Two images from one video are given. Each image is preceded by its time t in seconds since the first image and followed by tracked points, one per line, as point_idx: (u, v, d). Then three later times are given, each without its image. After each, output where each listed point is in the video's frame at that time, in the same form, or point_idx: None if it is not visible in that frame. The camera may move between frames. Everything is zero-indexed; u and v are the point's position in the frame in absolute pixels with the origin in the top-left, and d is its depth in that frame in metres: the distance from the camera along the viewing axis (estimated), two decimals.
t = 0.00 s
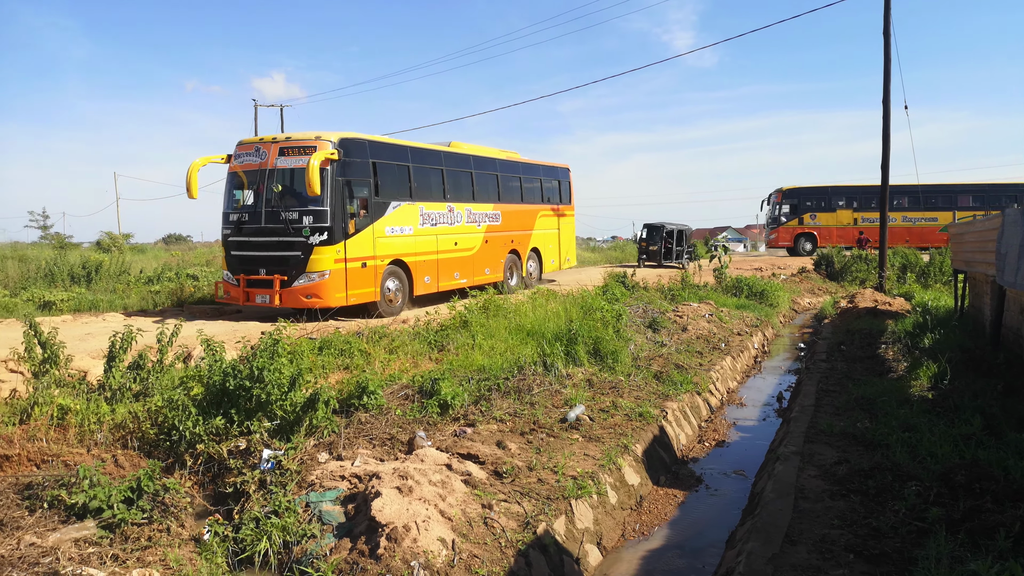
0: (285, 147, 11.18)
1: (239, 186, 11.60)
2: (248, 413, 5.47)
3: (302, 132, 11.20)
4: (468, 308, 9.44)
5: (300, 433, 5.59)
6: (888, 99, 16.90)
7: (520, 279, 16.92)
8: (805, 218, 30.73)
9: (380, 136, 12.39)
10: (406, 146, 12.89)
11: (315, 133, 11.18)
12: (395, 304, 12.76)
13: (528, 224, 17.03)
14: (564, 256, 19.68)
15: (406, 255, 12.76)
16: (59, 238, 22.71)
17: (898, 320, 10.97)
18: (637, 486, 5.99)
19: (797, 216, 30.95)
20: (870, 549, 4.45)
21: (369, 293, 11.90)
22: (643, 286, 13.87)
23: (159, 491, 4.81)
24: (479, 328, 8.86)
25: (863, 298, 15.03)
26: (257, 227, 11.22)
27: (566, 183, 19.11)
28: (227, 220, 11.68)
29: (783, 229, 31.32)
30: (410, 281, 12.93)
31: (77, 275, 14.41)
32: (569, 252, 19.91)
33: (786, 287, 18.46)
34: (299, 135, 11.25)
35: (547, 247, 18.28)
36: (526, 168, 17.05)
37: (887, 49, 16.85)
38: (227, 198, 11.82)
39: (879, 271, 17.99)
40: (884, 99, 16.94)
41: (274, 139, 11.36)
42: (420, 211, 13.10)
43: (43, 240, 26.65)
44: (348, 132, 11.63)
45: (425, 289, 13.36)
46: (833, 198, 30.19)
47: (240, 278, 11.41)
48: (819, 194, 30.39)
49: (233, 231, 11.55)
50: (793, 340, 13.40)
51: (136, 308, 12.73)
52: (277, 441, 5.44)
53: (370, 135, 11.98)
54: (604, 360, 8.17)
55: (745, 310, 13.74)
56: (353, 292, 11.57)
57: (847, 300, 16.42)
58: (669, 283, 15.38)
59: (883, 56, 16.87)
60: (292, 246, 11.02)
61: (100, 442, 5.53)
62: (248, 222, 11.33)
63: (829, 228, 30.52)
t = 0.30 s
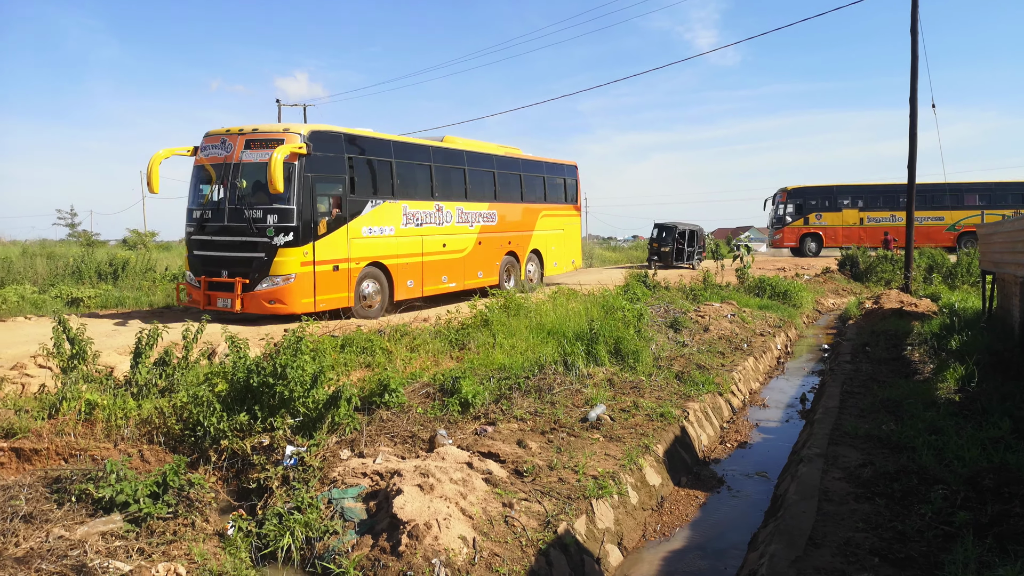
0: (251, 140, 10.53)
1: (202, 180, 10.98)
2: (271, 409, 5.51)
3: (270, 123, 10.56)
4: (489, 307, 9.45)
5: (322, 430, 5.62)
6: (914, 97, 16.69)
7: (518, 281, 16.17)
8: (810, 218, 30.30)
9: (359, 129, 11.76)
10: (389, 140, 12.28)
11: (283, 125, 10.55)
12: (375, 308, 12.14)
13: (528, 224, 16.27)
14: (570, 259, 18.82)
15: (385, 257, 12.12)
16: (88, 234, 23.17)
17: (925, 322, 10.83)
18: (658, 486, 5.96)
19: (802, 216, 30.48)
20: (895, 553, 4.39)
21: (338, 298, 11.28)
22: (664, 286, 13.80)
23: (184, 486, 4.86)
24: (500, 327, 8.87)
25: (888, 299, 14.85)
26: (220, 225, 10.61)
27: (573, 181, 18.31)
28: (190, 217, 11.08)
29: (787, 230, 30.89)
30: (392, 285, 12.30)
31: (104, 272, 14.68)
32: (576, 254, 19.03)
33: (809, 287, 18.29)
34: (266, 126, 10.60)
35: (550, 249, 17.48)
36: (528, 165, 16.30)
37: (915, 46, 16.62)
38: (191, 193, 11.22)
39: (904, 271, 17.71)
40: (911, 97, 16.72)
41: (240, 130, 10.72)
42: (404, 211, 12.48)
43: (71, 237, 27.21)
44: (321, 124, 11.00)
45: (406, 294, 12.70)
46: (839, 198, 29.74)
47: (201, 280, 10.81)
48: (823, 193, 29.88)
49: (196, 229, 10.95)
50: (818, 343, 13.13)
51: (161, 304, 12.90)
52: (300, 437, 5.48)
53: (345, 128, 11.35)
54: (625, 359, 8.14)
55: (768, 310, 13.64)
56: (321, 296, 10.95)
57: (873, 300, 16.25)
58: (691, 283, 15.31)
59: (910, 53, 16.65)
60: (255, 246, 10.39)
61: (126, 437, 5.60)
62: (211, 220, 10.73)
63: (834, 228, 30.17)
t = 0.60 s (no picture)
0: (201, 128, 9.81)
1: (150, 171, 10.27)
2: (285, 410, 5.54)
3: (220, 111, 9.81)
4: (501, 308, 9.46)
5: (335, 431, 5.63)
6: (928, 97, 16.57)
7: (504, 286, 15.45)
8: (807, 218, 30.10)
9: (324, 121, 11.04)
10: (357, 132, 11.53)
11: (234, 112, 9.80)
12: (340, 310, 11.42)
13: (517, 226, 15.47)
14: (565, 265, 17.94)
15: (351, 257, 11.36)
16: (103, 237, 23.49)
17: (940, 322, 10.74)
18: (671, 488, 5.94)
19: (799, 216, 30.25)
20: (911, 556, 4.36)
21: (295, 299, 10.53)
22: (676, 287, 13.76)
23: (199, 487, 4.88)
24: (511, 328, 8.88)
25: (903, 299, 14.75)
26: (166, 220, 9.90)
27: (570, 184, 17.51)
28: (137, 211, 10.42)
29: (784, 231, 30.62)
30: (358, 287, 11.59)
31: (119, 274, 14.85)
32: (571, 260, 18.13)
33: (822, 288, 18.21)
34: (217, 114, 9.85)
35: (542, 253, 16.66)
36: (520, 164, 15.49)
37: (928, 45, 16.50)
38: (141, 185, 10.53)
39: (919, 271, 17.56)
40: (925, 97, 16.60)
41: (190, 119, 9.98)
42: (374, 207, 11.73)
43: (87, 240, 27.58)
44: (278, 114, 10.27)
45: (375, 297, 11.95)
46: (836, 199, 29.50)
47: (147, 280, 10.12)
48: (821, 193, 29.63)
49: (142, 224, 10.27)
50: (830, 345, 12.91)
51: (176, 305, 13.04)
52: (313, 438, 5.50)
53: (307, 119, 10.62)
54: (637, 360, 8.13)
55: (781, 311, 13.59)
56: (274, 297, 10.19)
57: (887, 301, 16.14)
58: (703, 284, 15.26)
59: (924, 53, 16.55)
60: (201, 243, 9.68)
61: (141, 438, 5.65)
62: (157, 215, 10.05)
63: (831, 228, 29.97)
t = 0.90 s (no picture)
0: (130, 113, 9.19)
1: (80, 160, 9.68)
2: (289, 411, 5.54)
3: (151, 94, 9.18)
4: (505, 308, 9.45)
5: (339, 431, 5.62)
6: (933, 96, 16.53)
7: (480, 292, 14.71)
8: (795, 219, 29.91)
9: (272, 107, 10.36)
10: (310, 120, 10.87)
11: (164, 94, 9.14)
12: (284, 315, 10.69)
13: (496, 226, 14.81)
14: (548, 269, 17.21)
15: (300, 254, 10.62)
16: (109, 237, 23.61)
17: (945, 322, 10.71)
18: (675, 488, 5.93)
19: (788, 216, 30.09)
20: (915, 556, 4.34)
21: (233, 299, 9.75)
22: (681, 286, 13.75)
23: (202, 487, 4.88)
24: (515, 328, 8.88)
25: (908, 299, 14.71)
26: (92, 211, 9.23)
27: (556, 185, 16.85)
28: (66, 204, 9.80)
29: (773, 230, 30.38)
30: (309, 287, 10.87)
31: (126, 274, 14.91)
32: (555, 265, 17.40)
33: (826, 288, 18.18)
34: (147, 97, 9.22)
35: (524, 254, 16.02)
36: (498, 161, 14.84)
37: (933, 44, 16.45)
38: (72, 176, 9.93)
39: (925, 271, 17.48)
40: (930, 96, 16.56)
41: (120, 103, 9.39)
42: (328, 201, 11.02)
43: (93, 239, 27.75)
44: (217, 97, 9.60)
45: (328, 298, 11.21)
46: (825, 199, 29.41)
47: (71, 277, 9.40)
48: (810, 193, 29.66)
49: (70, 218, 9.62)
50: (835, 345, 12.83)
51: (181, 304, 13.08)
52: (317, 438, 5.49)
53: (251, 104, 9.94)
54: (641, 360, 8.11)
55: (786, 311, 13.55)
56: (208, 296, 9.42)
57: (892, 300, 16.10)
58: (708, 284, 15.26)
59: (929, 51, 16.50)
60: (126, 236, 8.96)
61: (145, 438, 5.66)
62: (84, 207, 9.40)
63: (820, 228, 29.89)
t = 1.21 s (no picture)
0: (42, 108, 8.81)
1: None
2: (293, 410, 5.55)
3: (64, 88, 8.75)
4: (508, 307, 9.45)
5: (342, 430, 5.62)
6: (938, 95, 16.48)
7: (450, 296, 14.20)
8: (784, 218, 29.72)
9: (206, 103, 9.84)
10: (251, 114, 10.37)
11: (77, 89, 8.67)
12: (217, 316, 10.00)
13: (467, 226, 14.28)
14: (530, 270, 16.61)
15: (240, 260, 10.17)
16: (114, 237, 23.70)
17: (950, 321, 10.67)
18: (678, 488, 5.92)
19: (776, 216, 29.87)
20: (920, 556, 4.33)
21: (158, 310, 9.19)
22: (685, 286, 13.72)
23: (207, 486, 4.89)
24: (519, 328, 8.87)
25: (913, 299, 14.69)
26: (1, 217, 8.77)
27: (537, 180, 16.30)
28: None
29: (761, 228, 30.05)
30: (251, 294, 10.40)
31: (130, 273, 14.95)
32: (538, 266, 16.77)
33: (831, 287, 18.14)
34: (60, 92, 8.75)
35: (501, 255, 15.42)
36: (469, 157, 14.29)
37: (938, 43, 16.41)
38: None
39: (930, 271, 17.39)
40: (934, 94, 16.51)
41: (35, 98, 9.00)
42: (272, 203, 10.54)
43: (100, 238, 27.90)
44: (140, 92, 9.07)
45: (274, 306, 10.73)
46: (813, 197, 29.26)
47: None
48: (798, 192, 29.40)
49: None
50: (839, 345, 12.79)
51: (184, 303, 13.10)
52: (320, 438, 5.49)
53: (180, 99, 9.41)
54: (645, 360, 8.11)
55: (790, 310, 13.51)
56: (128, 308, 8.85)
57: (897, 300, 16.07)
58: (712, 283, 15.23)
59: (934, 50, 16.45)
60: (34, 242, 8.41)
61: (150, 437, 5.67)
62: None
63: (809, 227, 29.72)
